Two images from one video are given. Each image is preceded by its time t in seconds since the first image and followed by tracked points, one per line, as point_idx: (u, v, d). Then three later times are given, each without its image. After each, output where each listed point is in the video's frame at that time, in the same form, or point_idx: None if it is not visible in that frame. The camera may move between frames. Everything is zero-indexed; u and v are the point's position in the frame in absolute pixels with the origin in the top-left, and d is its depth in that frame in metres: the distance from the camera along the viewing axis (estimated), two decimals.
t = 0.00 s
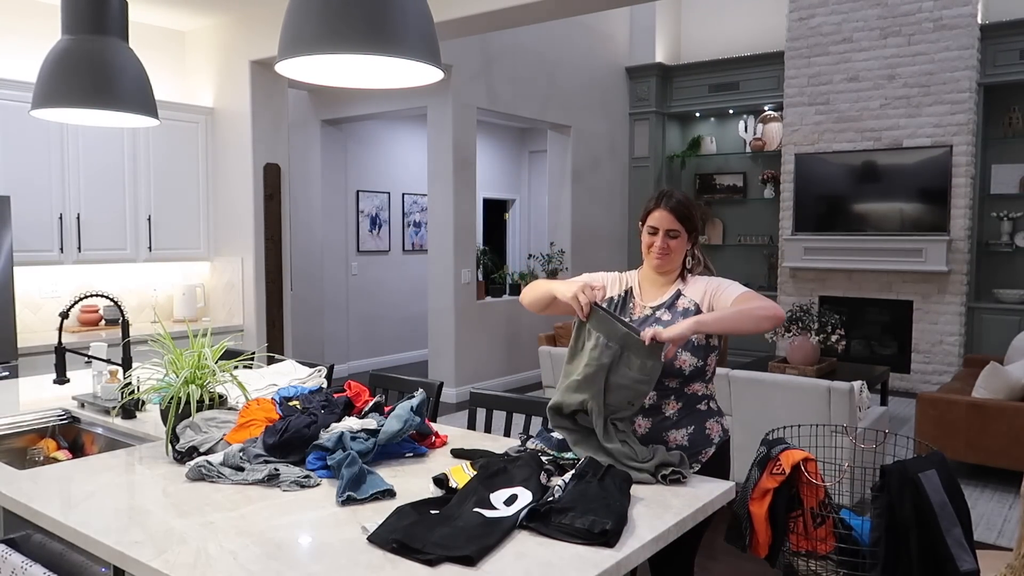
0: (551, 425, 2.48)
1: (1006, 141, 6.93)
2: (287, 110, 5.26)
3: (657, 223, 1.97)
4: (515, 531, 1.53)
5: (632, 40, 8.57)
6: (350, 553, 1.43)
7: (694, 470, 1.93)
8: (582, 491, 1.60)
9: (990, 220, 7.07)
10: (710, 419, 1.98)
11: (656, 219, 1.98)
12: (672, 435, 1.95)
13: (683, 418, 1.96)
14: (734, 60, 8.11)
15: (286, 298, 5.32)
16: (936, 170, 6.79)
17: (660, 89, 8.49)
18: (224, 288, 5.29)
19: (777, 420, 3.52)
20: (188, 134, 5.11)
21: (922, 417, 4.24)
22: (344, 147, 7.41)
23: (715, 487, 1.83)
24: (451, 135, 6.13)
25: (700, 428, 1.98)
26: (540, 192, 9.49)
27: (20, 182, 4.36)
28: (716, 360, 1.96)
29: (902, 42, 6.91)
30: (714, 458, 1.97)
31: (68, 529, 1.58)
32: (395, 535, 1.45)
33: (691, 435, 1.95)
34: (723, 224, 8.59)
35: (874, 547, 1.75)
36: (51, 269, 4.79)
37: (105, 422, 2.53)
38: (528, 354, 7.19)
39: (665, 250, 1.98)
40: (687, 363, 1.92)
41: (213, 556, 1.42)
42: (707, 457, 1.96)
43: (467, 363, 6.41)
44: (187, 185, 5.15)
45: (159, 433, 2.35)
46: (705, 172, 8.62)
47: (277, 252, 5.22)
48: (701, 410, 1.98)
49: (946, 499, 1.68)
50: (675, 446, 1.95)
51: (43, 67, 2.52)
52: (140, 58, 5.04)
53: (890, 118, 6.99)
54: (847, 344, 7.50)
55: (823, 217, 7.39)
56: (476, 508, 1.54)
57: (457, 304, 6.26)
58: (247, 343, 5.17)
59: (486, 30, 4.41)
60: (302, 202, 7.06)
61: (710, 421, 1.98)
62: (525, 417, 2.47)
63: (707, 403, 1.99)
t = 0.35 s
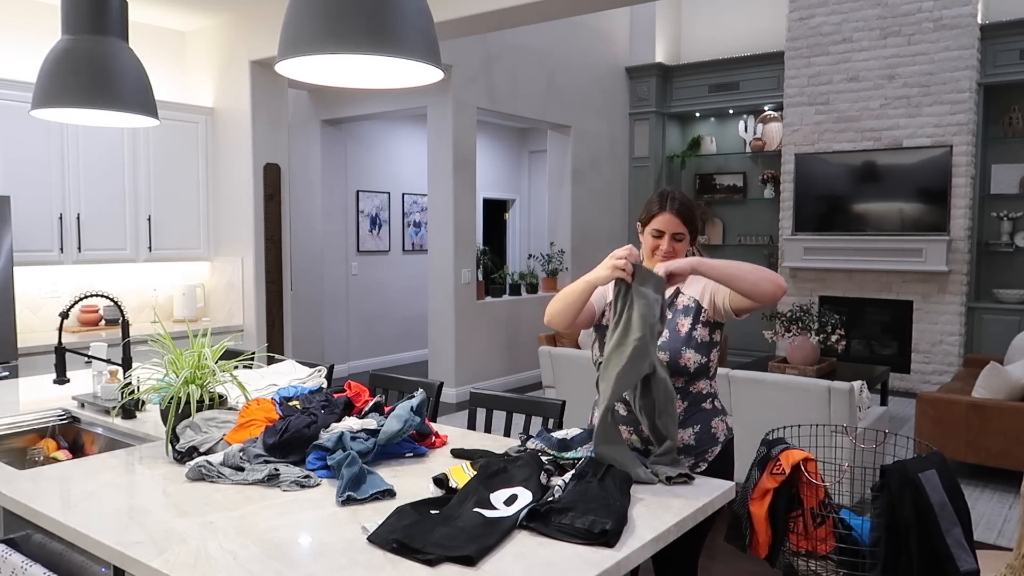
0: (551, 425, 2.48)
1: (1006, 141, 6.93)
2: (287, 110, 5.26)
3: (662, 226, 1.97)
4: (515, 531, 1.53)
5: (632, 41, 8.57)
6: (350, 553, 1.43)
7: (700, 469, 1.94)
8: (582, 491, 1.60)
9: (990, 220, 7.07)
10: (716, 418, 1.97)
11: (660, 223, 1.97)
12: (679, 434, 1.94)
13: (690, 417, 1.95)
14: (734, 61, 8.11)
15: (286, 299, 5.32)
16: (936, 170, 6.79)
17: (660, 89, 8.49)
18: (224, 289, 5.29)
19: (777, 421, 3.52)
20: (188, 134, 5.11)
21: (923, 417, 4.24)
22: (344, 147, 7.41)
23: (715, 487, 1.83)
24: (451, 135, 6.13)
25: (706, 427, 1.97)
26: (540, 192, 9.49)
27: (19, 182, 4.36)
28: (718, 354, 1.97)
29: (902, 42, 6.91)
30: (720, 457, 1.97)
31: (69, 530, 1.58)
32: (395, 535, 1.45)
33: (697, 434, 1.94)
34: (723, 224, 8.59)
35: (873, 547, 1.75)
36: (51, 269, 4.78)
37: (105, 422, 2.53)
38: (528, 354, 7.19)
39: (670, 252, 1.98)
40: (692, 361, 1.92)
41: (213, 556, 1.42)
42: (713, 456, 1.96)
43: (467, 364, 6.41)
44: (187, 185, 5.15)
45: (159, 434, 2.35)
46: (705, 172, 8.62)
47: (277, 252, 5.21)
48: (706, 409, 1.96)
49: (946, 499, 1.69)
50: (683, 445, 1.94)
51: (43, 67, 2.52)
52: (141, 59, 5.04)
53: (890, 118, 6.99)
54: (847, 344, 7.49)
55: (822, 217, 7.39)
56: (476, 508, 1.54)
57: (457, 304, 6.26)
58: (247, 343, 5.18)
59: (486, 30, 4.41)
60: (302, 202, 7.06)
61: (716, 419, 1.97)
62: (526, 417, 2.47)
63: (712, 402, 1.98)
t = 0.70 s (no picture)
0: (551, 426, 2.48)
1: (1006, 141, 6.93)
2: (287, 111, 5.26)
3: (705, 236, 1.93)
4: (515, 531, 1.53)
5: (632, 41, 8.57)
6: (350, 553, 1.44)
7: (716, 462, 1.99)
8: (582, 491, 1.60)
9: (990, 220, 7.07)
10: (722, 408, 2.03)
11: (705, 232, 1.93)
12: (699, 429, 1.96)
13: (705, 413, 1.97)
14: (734, 61, 8.11)
15: (287, 298, 5.32)
16: (936, 169, 6.79)
17: (660, 89, 8.49)
18: (224, 289, 5.29)
19: (777, 421, 3.52)
20: (188, 134, 5.11)
21: (922, 417, 4.24)
22: (344, 147, 7.41)
23: (715, 487, 1.83)
24: (451, 135, 6.14)
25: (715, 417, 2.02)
26: (540, 192, 9.49)
27: (20, 183, 4.36)
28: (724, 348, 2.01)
29: (902, 42, 6.91)
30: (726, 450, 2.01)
31: (69, 529, 1.58)
32: (395, 535, 1.45)
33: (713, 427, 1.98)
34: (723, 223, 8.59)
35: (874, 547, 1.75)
36: (51, 269, 4.79)
37: (105, 422, 2.53)
38: (528, 354, 7.19)
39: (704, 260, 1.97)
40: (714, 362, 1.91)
41: (213, 556, 1.42)
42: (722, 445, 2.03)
43: (467, 364, 6.41)
44: (188, 185, 5.15)
45: (159, 433, 2.35)
46: (705, 172, 8.63)
47: (277, 252, 5.22)
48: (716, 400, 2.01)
49: (945, 499, 1.71)
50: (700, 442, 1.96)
51: (43, 67, 2.52)
52: (141, 59, 5.05)
53: (890, 118, 6.99)
54: (847, 344, 7.49)
55: (822, 217, 7.39)
56: (475, 508, 1.54)
57: (457, 305, 6.26)
58: (247, 343, 5.18)
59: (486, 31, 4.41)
60: (302, 201, 7.05)
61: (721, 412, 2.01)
62: (526, 417, 2.47)
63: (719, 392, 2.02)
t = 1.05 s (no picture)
0: (551, 426, 2.48)
1: (1005, 141, 6.93)
2: (287, 111, 5.26)
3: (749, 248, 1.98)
4: (515, 531, 1.53)
5: (632, 41, 8.57)
6: (350, 553, 1.43)
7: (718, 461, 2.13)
8: (582, 491, 1.60)
9: (990, 219, 7.07)
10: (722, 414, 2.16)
11: (747, 245, 1.97)
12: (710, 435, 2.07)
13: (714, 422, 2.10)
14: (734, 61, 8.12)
15: (286, 298, 5.32)
16: (936, 169, 6.79)
17: (660, 89, 8.49)
18: (224, 289, 5.29)
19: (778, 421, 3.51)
20: (189, 134, 5.11)
21: (923, 417, 4.24)
22: (344, 147, 7.41)
23: (715, 487, 1.83)
24: (451, 135, 6.13)
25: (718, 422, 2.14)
26: (540, 192, 9.49)
27: (19, 183, 4.36)
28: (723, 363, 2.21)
29: (902, 43, 6.91)
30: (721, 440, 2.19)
31: (68, 529, 1.58)
32: (395, 535, 1.45)
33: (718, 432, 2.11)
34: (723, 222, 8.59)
35: (874, 547, 1.76)
36: (51, 269, 4.79)
37: (105, 422, 2.53)
38: (528, 354, 7.19)
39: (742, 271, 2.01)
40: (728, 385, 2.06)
41: (213, 556, 1.42)
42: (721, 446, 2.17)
43: (467, 364, 6.41)
44: (188, 185, 5.15)
45: (159, 433, 2.35)
46: (705, 172, 8.63)
47: (277, 252, 5.21)
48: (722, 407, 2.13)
49: (945, 499, 1.75)
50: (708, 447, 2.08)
51: (43, 67, 2.52)
52: (141, 59, 5.04)
53: (890, 118, 6.99)
54: (847, 344, 7.49)
55: (822, 217, 7.39)
56: (475, 508, 1.54)
57: (457, 304, 6.26)
58: (247, 343, 5.18)
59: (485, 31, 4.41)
60: (302, 201, 7.05)
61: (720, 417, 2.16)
62: (526, 417, 2.47)
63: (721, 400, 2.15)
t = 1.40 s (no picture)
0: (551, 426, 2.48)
1: (1005, 141, 6.93)
2: (287, 111, 5.26)
3: (753, 251, 1.98)
4: (515, 531, 1.53)
5: (632, 41, 8.57)
6: (350, 553, 1.43)
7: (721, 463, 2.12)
8: (582, 492, 1.60)
9: (990, 220, 7.07)
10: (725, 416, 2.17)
11: (751, 248, 1.97)
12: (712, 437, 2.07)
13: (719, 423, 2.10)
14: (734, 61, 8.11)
15: (286, 298, 5.32)
16: (936, 169, 6.79)
17: (660, 89, 8.49)
18: (224, 289, 5.29)
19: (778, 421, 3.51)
20: (189, 134, 5.11)
21: (923, 417, 4.24)
22: (344, 148, 7.41)
23: (715, 487, 1.83)
24: (451, 135, 6.13)
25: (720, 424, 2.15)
26: (540, 192, 9.49)
27: (19, 183, 4.35)
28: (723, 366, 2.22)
29: (902, 42, 6.91)
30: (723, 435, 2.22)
31: (68, 530, 1.58)
32: (395, 535, 1.45)
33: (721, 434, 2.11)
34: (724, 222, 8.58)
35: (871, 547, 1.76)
36: (51, 270, 4.78)
37: (105, 422, 2.53)
38: (528, 353, 7.19)
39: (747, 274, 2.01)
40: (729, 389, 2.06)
41: (213, 556, 1.42)
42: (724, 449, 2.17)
43: (467, 364, 6.41)
44: (188, 186, 5.15)
45: (159, 434, 2.35)
46: (705, 172, 8.63)
47: (277, 252, 5.21)
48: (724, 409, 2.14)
49: (943, 498, 1.74)
50: (712, 448, 2.08)
51: (43, 67, 2.52)
52: (140, 59, 5.04)
53: (890, 118, 6.99)
54: (847, 344, 7.49)
55: (822, 217, 7.39)
56: (475, 508, 1.54)
57: (457, 305, 6.26)
58: (247, 343, 5.18)
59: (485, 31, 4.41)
60: (302, 201, 7.05)
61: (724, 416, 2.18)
62: (526, 417, 2.46)
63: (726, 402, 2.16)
